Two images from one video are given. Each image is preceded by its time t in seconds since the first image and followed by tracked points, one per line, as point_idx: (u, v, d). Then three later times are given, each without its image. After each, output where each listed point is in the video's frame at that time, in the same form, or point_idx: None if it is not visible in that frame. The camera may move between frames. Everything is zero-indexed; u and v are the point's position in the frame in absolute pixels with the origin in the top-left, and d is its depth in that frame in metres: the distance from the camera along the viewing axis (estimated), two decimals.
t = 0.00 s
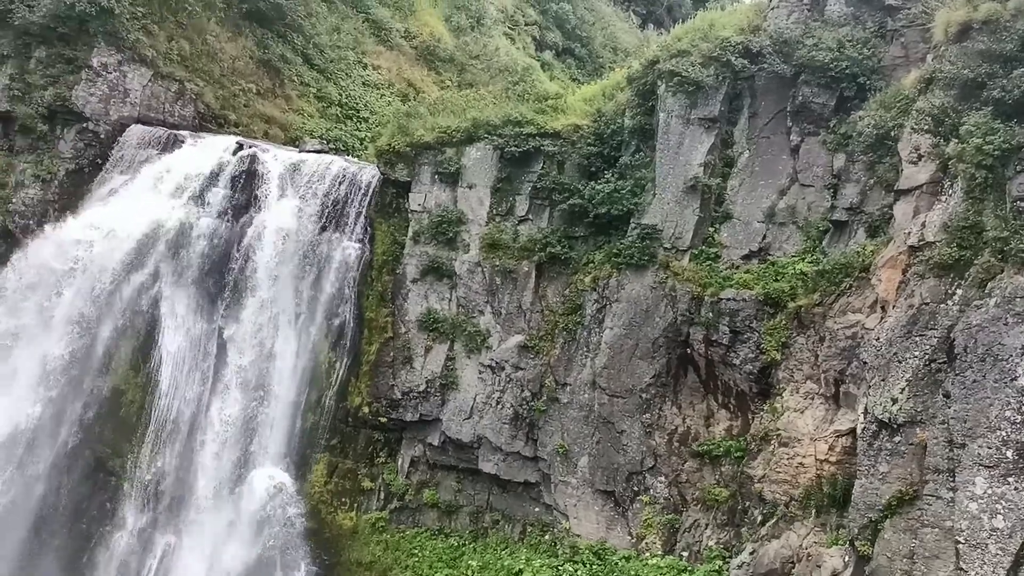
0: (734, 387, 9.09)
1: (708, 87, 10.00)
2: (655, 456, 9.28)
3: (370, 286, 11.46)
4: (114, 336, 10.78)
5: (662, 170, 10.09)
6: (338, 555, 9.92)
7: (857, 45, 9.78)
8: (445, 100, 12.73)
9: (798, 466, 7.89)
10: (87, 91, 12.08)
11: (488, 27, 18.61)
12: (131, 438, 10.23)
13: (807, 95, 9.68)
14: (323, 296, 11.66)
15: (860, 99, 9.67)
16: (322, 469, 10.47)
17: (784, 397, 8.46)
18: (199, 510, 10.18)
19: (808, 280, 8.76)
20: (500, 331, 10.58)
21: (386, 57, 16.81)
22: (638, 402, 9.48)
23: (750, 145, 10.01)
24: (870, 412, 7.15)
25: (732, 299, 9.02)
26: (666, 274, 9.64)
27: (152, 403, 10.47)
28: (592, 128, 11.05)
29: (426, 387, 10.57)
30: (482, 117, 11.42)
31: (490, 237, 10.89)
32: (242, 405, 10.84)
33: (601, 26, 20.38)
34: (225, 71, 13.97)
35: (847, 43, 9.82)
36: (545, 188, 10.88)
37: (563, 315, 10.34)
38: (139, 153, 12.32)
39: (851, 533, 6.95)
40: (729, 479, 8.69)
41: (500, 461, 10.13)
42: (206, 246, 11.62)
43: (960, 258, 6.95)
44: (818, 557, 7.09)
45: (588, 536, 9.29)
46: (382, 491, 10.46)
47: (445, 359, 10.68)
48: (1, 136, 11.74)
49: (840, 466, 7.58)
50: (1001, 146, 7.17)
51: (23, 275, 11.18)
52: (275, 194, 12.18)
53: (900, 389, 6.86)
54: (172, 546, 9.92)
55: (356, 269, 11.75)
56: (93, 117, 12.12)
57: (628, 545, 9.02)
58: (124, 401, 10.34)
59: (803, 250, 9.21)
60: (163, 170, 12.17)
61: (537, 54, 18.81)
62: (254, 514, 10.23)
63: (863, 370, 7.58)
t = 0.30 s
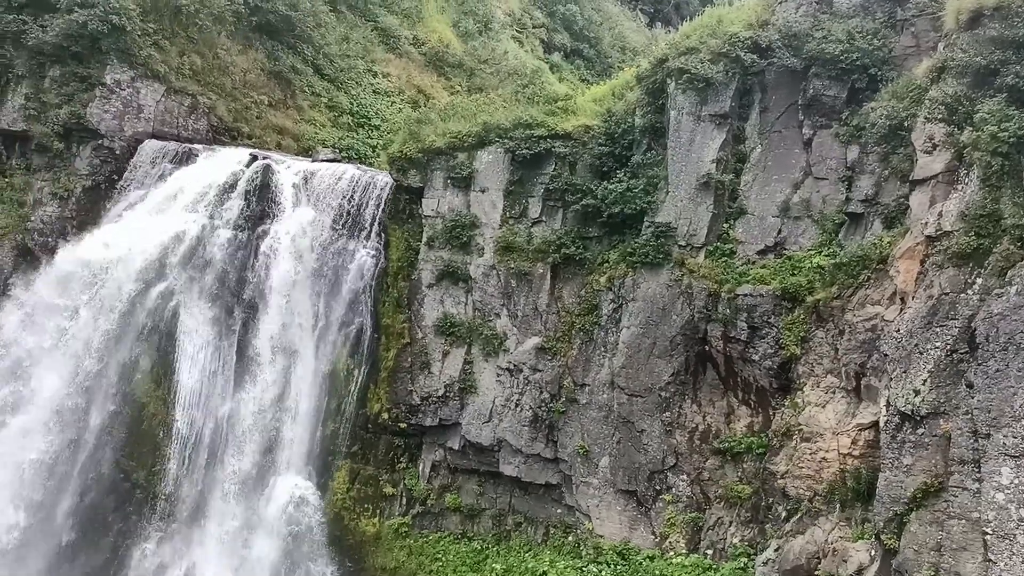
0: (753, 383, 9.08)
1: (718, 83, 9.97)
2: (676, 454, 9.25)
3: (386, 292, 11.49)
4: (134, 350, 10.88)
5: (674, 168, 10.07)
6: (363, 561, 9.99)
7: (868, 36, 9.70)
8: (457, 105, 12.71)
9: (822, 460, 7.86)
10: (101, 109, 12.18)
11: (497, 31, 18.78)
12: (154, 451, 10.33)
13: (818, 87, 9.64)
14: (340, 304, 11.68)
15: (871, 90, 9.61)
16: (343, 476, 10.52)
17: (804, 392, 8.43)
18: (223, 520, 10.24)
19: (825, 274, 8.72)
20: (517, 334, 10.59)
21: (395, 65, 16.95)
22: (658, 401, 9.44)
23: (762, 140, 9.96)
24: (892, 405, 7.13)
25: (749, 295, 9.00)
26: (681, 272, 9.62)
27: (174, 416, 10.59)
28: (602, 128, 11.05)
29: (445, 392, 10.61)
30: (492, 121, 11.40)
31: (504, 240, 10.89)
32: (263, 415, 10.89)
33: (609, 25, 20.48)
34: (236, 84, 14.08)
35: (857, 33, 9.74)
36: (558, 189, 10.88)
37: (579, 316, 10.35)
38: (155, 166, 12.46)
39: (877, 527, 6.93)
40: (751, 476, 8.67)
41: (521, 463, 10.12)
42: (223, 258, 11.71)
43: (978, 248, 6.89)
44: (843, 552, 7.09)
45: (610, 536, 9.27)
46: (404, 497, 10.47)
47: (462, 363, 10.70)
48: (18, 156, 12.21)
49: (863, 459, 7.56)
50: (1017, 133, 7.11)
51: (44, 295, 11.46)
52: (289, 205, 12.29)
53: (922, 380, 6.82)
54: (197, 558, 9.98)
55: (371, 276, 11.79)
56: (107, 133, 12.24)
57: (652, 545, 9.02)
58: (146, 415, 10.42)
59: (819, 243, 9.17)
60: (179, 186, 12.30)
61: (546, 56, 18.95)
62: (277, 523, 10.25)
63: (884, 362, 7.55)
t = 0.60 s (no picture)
0: (773, 377, 9.01)
1: (730, 78, 9.87)
2: (697, 451, 9.22)
3: (402, 296, 11.51)
4: (153, 361, 10.92)
5: (687, 164, 10.05)
6: (387, 564, 10.10)
7: (879, 26, 9.61)
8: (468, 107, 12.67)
9: (844, 454, 7.80)
10: (116, 121, 12.30)
11: (506, 32, 18.90)
12: (175, 461, 10.36)
13: (830, 80, 9.57)
14: (356, 310, 11.73)
15: (885, 80, 9.52)
16: (365, 479, 10.60)
17: (824, 386, 8.40)
18: (248, 528, 10.38)
19: (842, 267, 8.67)
20: (534, 334, 10.59)
21: (405, 69, 17.00)
22: (677, 398, 9.42)
23: (775, 134, 9.94)
24: (913, 396, 7.04)
25: (766, 289, 8.97)
26: (697, 268, 9.60)
27: (194, 425, 10.63)
28: (614, 126, 10.97)
29: (463, 394, 10.63)
30: (503, 122, 11.31)
31: (519, 241, 10.89)
32: (283, 422, 10.95)
33: (617, 23, 20.64)
34: (249, 93, 14.17)
35: (869, 24, 9.65)
36: (570, 189, 10.81)
37: (596, 314, 10.28)
38: (168, 178, 12.46)
39: (902, 519, 6.85)
40: (773, 471, 8.66)
41: (542, 463, 10.16)
42: (240, 267, 11.78)
43: (997, 236, 6.76)
44: (869, 544, 7.08)
45: (633, 534, 9.28)
46: (426, 499, 10.50)
47: (480, 364, 10.72)
48: (35, 170, 12.33)
49: (886, 452, 7.47)
50: None
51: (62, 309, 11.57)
52: (304, 212, 12.25)
53: (943, 370, 6.71)
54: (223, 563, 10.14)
55: (387, 282, 11.78)
56: (123, 146, 12.35)
57: (674, 543, 9.01)
58: (168, 423, 10.45)
59: (835, 236, 9.13)
60: (193, 196, 12.25)
61: (556, 56, 19.18)
62: (300, 529, 10.39)
63: (905, 353, 7.48)
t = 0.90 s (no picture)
0: (791, 374, 8.98)
1: (740, 74, 9.85)
2: (716, 449, 9.20)
3: (416, 300, 11.44)
4: (172, 370, 11.13)
5: (699, 162, 10.01)
6: (408, 569, 10.06)
7: (889, 19, 9.56)
8: (478, 110, 12.63)
9: (864, 449, 7.77)
10: (130, 134, 12.39)
11: (515, 35, 19.04)
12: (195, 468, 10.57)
13: (841, 73, 9.52)
14: (372, 314, 11.65)
15: (897, 73, 9.45)
16: (383, 485, 10.56)
17: (842, 381, 8.37)
18: (267, 534, 10.36)
19: (858, 261, 8.63)
20: (549, 335, 10.58)
21: (415, 74, 17.08)
22: (694, 396, 9.41)
23: (787, 129, 9.88)
24: (933, 389, 6.95)
25: (782, 286, 8.93)
26: (712, 265, 9.54)
27: (214, 432, 10.81)
28: (625, 125, 10.92)
29: (480, 397, 10.63)
30: (514, 124, 11.27)
31: (532, 242, 10.87)
32: (301, 428, 10.93)
33: (626, 23, 20.74)
34: (260, 102, 14.21)
35: (879, 17, 9.60)
36: (583, 189, 10.76)
37: (611, 314, 10.28)
38: (184, 188, 12.57)
39: (925, 514, 6.75)
40: (794, 468, 8.59)
41: (560, 464, 10.15)
42: (255, 275, 11.87)
43: (1015, 226, 6.62)
44: (891, 540, 7.05)
45: (653, 534, 9.24)
46: (445, 503, 10.52)
47: (496, 367, 10.72)
48: (51, 183, 12.58)
49: (906, 447, 7.43)
50: None
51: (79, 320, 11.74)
52: (318, 218, 12.22)
53: (963, 363, 6.63)
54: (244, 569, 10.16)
55: (401, 285, 11.67)
56: (137, 157, 12.42)
57: (695, 542, 8.98)
58: (186, 432, 10.66)
59: (850, 230, 9.08)
60: (207, 206, 12.39)
61: (565, 57, 19.45)
62: (320, 535, 10.30)
63: (924, 347, 7.42)
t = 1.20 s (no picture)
0: (809, 367, 8.95)
1: (751, 67, 9.75)
2: (734, 445, 9.15)
3: (431, 301, 11.46)
4: (191, 376, 11.20)
5: (712, 156, 9.95)
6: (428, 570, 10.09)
7: (901, 7, 9.46)
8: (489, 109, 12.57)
9: (885, 442, 7.71)
10: (143, 142, 12.44)
11: (523, 33, 19.09)
12: (215, 471, 10.63)
13: (853, 64, 9.43)
14: (386, 316, 11.64)
15: (909, 62, 9.37)
16: (402, 486, 10.64)
17: (862, 373, 8.30)
18: (288, 537, 10.43)
19: (874, 252, 8.57)
20: (564, 334, 10.55)
21: (424, 75, 17.09)
22: (712, 392, 9.35)
23: (800, 121, 9.80)
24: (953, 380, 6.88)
25: (798, 279, 8.88)
26: (726, 260, 9.50)
27: (233, 437, 10.85)
28: (636, 122, 10.86)
29: (496, 397, 10.63)
30: (524, 123, 11.23)
31: (545, 241, 10.81)
32: (320, 431, 10.94)
33: (634, 19, 20.73)
34: (271, 107, 14.22)
35: (890, 5, 9.48)
36: (595, 187, 10.71)
37: (625, 312, 10.25)
38: (198, 194, 12.59)
39: (947, 506, 6.66)
40: (814, 461, 8.59)
41: (578, 463, 10.14)
42: (271, 279, 11.79)
43: None
44: (914, 532, 6.95)
45: (673, 531, 9.25)
46: (463, 503, 10.52)
47: (512, 366, 10.71)
48: (66, 194, 12.87)
49: (927, 438, 7.35)
50: None
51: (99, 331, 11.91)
52: (331, 222, 12.21)
53: (983, 353, 6.52)
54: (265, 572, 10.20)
55: (415, 287, 11.70)
56: (150, 166, 12.45)
57: (716, 538, 8.98)
58: (207, 437, 10.75)
59: (866, 221, 9.01)
60: (221, 212, 12.38)
61: (574, 54, 19.41)
62: (342, 538, 10.35)
63: (942, 337, 7.33)
